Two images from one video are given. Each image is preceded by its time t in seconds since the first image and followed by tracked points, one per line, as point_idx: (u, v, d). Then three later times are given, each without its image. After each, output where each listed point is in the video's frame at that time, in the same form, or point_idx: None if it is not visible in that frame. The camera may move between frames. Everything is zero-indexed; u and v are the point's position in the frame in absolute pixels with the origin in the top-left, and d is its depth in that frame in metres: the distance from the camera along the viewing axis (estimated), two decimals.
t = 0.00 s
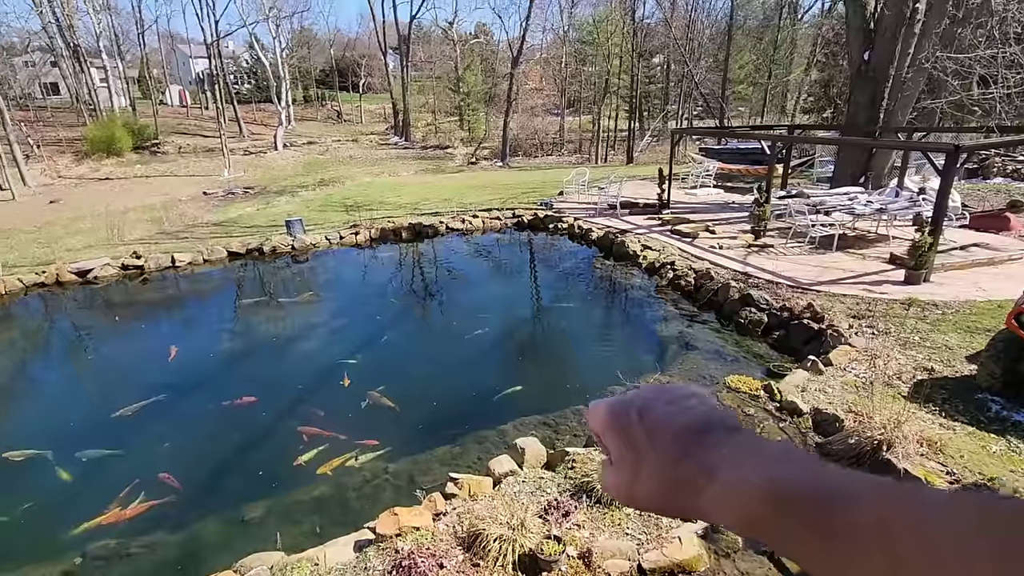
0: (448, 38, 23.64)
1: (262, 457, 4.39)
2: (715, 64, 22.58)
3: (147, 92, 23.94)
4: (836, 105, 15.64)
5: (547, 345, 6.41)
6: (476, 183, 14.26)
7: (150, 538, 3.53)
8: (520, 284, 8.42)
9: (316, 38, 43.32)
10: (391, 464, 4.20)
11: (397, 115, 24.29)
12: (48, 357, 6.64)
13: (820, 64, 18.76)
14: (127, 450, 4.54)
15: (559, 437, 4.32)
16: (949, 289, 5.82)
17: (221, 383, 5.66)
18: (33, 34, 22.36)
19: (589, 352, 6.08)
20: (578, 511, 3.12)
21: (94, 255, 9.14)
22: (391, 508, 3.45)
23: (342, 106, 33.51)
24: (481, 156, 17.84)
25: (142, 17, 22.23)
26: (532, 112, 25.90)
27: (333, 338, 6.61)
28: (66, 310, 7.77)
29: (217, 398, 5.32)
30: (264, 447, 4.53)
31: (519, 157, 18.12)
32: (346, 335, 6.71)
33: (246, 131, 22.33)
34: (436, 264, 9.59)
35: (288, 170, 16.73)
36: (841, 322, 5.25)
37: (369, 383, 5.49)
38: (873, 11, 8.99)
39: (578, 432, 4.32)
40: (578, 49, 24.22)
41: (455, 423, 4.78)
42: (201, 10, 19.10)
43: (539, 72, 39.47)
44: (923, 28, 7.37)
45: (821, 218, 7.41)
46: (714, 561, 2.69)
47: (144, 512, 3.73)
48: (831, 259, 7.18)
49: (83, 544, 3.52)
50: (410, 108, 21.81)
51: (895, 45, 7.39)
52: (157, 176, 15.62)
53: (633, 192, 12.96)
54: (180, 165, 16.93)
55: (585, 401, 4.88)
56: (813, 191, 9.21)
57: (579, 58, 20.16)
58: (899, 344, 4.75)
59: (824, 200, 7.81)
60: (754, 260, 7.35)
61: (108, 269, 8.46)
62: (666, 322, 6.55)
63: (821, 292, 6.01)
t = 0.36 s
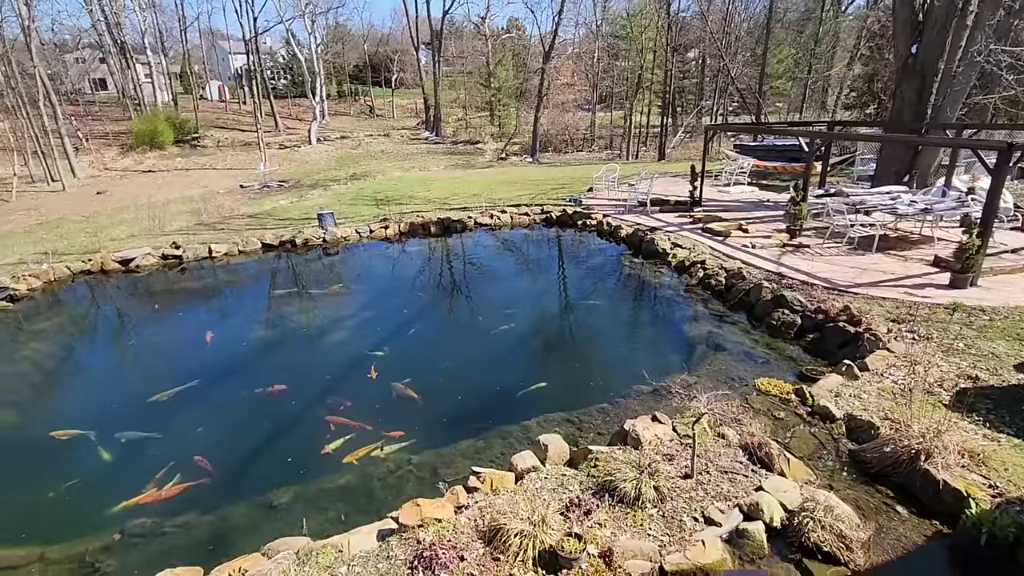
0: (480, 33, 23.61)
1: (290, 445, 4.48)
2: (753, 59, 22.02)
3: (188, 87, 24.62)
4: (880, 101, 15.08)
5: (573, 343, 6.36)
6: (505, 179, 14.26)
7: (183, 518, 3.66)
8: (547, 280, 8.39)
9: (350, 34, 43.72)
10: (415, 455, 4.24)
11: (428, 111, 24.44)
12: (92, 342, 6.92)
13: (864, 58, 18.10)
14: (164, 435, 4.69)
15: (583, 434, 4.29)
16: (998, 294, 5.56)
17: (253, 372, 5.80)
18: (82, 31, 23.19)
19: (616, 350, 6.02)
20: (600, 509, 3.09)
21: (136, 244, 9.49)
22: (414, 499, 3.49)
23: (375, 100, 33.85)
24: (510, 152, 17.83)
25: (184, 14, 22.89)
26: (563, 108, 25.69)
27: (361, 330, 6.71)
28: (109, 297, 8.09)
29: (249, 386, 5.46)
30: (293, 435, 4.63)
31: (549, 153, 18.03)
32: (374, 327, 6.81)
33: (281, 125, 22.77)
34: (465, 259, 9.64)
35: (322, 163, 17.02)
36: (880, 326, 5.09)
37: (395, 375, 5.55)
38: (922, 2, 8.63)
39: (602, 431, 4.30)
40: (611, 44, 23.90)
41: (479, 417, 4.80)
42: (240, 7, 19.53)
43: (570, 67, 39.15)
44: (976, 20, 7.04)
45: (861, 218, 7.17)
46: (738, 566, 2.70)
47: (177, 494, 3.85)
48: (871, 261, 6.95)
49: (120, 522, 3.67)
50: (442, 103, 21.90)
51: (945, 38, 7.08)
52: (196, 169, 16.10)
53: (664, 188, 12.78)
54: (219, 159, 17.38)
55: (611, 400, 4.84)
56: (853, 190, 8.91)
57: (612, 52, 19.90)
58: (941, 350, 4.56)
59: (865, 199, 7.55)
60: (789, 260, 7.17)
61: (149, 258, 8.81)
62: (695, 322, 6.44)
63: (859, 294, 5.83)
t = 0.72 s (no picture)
0: (521, 32, 23.53)
1: (326, 435, 4.58)
2: (802, 57, 21.24)
3: (238, 85, 25.43)
4: (939, 101, 14.34)
5: (608, 344, 6.30)
6: (543, 178, 14.21)
7: (224, 501, 3.79)
8: (583, 280, 8.33)
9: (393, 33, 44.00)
10: (447, 450, 4.27)
11: (468, 109, 24.54)
12: (144, 328, 7.26)
13: (923, 56, 17.22)
14: (208, 420, 4.87)
15: (615, 437, 4.24)
16: None
17: (293, 362, 5.96)
18: (142, 32, 24.22)
19: (651, 353, 5.92)
20: (630, 514, 3.04)
21: (187, 237, 9.89)
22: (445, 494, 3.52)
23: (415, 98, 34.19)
24: (549, 151, 17.73)
25: (236, 15, 23.65)
26: (603, 106, 25.37)
27: (397, 324, 6.80)
28: (161, 286, 8.46)
29: (288, 375, 5.60)
30: (329, 425, 4.73)
31: (588, 153, 17.87)
32: (409, 322, 6.89)
33: (325, 123, 23.28)
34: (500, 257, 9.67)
35: (362, 160, 17.33)
36: (933, 338, 4.84)
37: (429, 370, 5.60)
38: None
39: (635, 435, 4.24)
40: (654, 42, 23.44)
41: (511, 415, 4.80)
42: (289, 8, 20.04)
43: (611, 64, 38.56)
44: None
45: (916, 224, 6.83)
46: None
47: (220, 477, 4.00)
48: (924, 269, 6.62)
49: (166, 501, 3.83)
50: (481, 101, 21.96)
51: (1013, 36, 6.67)
52: (243, 164, 16.63)
53: (705, 190, 12.50)
54: (265, 155, 17.90)
55: (644, 403, 4.76)
56: (907, 194, 8.51)
57: (655, 50, 19.53)
58: (1001, 365, 4.31)
59: (920, 204, 7.20)
60: (835, 266, 6.90)
61: (199, 249, 9.20)
62: (734, 328, 6.28)
63: (911, 304, 5.56)
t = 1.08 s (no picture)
0: (558, 33, 23.46)
1: (359, 430, 4.65)
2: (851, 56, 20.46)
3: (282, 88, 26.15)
4: (999, 102, 13.61)
5: (640, 347, 6.20)
6: (577, 180, 14.12)
7: (260, 491, 3.88)
8: (617, 283, 8.23)
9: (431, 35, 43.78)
10: (476, 450, 4.27)
11: (504, 111, 24.60)
12: (189, 320, 7.53)
13: (982, 54, 16.37)
14: (247, 411, 5.01)
15: (646, 443, 4.16)
16: None
17: (329, 358, 6.07)
18: (193, 37, 25.17)
19: (685, 359, 5.80)
20: (661, 522, 2.97)
21: (230, 234, 10.23)
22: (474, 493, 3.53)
23: (452, 100, 34.47)
24: (584, 152, 17.60)
25: (281, 19, 24.32)
26: (641, 108, 25.02)
27: (430, 324, 6.85)
28: (206, 280, 8.77)
29: (323, 371, 5.71)
30: (362, 421, 4.80)
31: (624, 154, 17.68)
32: (442, 321, 6.93)
33: (363, 124, 23.70)
34: (533, 258, 9.65)
35: (399, 161, 17.57)
36: (988, 351, 4.59)
37: (461, 370, 5.62)
38: None
39: (667, 441, 4.15)
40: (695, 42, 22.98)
41: (541, 417, 4.76)
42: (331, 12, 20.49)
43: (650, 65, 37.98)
44: None
45: (971, 231, 6.50)
46: None
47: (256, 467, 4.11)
48: (980, 278, 6.29)
49: (205, 489, 3.95)
50: (517, 103, 21.96)
51: None
52: (285, 164, 17.07)
53: (745, 193, 12.19)
54: (305, 155, 18.35)
55: (677, 410, 4.66)
56: (962, 199, 8.10)
57: (694, 51, 19.16)
58: None
59: (976, 210, 6.84)
60: (882, 273, 6.63)
61: (241, 246, 9.56)
62: (772, 335, 6.09)
63: (964, 315, 5.29)
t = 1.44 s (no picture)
0: (590, 36, 23.35)
1: (388, 429, 4.72)
2: (895, 54, 19.75)
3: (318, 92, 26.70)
4: None
5: (670, 352, 6.11)
6: (608, 182, 14.02)
7: (293, 486, 4.00)
8: (646, 288, 8.15)
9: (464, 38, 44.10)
10: (503, 452, 4.29)
11: (535, 114, 24.61)
12: (226, 318, 7.77)
13: None
14: (281, 408, 5.14)
15: (675, 450, 4.10)
16: None
17: (360, 357, 6.18)
18: (234, 44, 25.94)
19: (716, 365, 5.70)
20: (689, 531, 2.92)
21: (267, 235, 10.51)
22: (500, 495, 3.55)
23: (483, 103, 34.66)
24: (616, 155, 17.45)
25: (318, 25, 24.90)
26: (674, 110, 24.67)
27: (458, 325, 6.91)
28: (243, 280, 9.05)
29: (354, 370, 5.82)
30: (391, 419, 4.87)
31: (655, 157, 17.47)
32: (470, 323, 6.98)
33: (396, 127, 24.03)
34: (562, 261, 9.63)
35: (430, 164, 17.75)
36: None
37: (488, 371, 5.66)
38: None
39: (697, 449, 4.09)
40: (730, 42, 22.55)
41: (568, 421, 4.75)
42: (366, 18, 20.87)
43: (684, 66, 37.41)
44: None
45: None
46: None
47: (289, 462, 4.22)
48: None
49: (241, 482, 4.07)
50: (548, 105, 21.93)
51: None
52: (320, 167, 17.44)
53: (780, 196, 11.90)
54: (339, 158, 18.71)
55: (707, 417, 4.59)
56: (1014, 204, 7.73)
57: (730, 52, 18.80)
58: None
59: None
60: (926, 281, 6.38)
61: (277, 247, 9.73)
62: (808, 343, 5.93)
63: (1015, 326, 5.05)
